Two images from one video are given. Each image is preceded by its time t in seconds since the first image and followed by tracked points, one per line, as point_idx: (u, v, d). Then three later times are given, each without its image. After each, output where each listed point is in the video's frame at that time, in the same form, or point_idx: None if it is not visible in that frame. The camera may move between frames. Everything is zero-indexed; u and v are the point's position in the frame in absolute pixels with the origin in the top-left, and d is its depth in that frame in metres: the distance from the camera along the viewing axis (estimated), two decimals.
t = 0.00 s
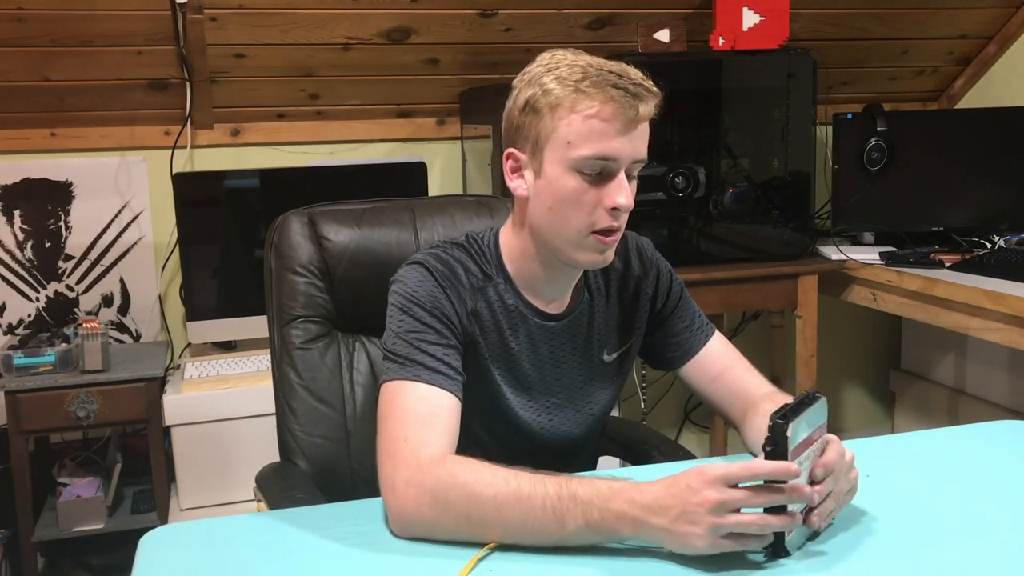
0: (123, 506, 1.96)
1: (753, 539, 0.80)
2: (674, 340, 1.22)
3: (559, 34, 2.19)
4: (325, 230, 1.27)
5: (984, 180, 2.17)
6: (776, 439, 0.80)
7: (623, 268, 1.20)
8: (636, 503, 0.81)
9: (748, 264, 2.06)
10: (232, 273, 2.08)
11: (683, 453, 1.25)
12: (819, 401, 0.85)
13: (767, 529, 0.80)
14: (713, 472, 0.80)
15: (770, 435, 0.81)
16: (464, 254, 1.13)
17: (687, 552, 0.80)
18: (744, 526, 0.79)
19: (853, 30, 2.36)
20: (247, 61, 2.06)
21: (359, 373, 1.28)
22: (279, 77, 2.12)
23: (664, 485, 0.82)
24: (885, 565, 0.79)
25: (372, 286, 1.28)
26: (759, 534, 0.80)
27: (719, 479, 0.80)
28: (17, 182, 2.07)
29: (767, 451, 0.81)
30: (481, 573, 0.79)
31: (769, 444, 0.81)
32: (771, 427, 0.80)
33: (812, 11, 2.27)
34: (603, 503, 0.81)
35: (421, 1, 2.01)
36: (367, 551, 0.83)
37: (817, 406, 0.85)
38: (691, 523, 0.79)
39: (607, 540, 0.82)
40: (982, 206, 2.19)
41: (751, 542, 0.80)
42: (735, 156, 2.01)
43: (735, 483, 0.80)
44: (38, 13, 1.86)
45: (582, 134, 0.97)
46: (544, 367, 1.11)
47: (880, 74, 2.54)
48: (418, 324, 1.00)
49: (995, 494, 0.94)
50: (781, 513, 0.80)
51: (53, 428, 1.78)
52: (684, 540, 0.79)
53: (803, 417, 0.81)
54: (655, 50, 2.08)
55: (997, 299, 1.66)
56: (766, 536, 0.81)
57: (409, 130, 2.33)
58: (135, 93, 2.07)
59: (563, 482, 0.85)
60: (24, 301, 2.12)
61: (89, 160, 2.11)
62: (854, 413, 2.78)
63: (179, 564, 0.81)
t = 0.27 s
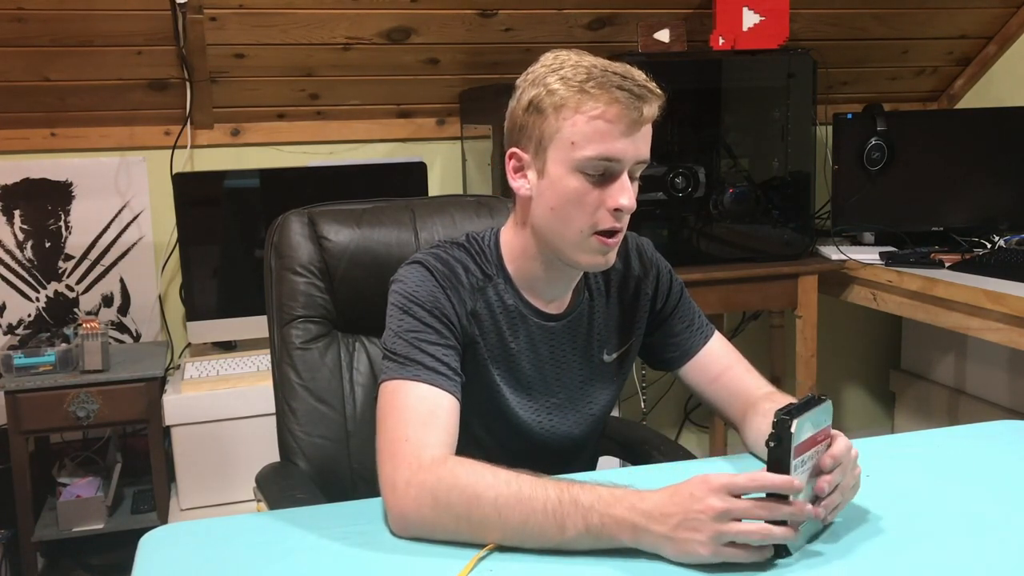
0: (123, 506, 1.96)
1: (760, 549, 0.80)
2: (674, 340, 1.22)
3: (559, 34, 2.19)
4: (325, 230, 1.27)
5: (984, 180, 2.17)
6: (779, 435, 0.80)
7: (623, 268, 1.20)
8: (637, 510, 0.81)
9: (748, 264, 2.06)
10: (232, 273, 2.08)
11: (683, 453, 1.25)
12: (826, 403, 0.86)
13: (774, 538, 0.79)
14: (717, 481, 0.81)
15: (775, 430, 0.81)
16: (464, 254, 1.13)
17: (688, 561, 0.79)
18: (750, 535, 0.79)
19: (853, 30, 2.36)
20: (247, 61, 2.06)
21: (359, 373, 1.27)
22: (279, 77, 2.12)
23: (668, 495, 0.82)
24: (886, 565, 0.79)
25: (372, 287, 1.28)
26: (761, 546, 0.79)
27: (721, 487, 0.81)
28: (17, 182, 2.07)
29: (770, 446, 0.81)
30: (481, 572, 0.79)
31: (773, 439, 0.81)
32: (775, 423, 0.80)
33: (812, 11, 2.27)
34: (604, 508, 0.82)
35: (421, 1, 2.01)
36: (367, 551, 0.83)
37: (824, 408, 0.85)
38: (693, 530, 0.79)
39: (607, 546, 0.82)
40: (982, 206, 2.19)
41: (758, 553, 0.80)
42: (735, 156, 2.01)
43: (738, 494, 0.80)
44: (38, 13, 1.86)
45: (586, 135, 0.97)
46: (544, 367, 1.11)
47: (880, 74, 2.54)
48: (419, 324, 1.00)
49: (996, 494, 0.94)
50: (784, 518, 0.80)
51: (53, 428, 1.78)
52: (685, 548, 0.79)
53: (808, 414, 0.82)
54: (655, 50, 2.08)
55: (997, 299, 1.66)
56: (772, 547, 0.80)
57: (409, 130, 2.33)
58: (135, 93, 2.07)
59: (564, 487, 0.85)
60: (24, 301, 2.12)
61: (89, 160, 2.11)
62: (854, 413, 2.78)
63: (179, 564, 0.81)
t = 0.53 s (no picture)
0: (123, 506, 1.96)
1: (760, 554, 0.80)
2: (674, 340, 1.22)
3: (559, 35, 2.19)
4: (325, 230, 1.27)
5: (983, 180, 2.17)
6: (778, 434, 0.80)
7: (623, 268, 1.20)
8: (638, 512, 0.81)
9: (748, 264, 2.06)
10: (232, 274, 2.08)
11: (683, 453, 1.25)
12: (821, 403, 0.85)
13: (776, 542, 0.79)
14: (720, 485, 0.81)
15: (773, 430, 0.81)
16: (465, 254, 1.13)
17: (688, 564, 0.79)
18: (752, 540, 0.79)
19: (853, 30, 2.36)
20: (247, 61, 2.06)
21: (359, 373, 1.27)
22: (279, 77, 2.12)
23: (669, 497, 0.83)
24: (885, 565, 0.79)
25: (372, 287, 1.28)
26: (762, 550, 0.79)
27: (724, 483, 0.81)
28: (17, 182, 2.07)
29: (768, 446, 0.81)
30: (480, 572, 0.79)
31: (771, 439, 0.80)
32: (772, 423, 0.80)
33: (812, 11, 2.27)
34: (604, 509, 0.82)
35: (421, 1, 2.01)
36: (367, 551, 0.83)
37: (819, 408, 0.85)
38: (694, 532, 0.79)
39: (607, 548, 0.82)
40: (981, 206, 2.19)
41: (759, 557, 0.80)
42: (735, 156, 2.01)
43: (741, 499, 0.80)
44: (38, 13, 1.86)
45: (589, 136, 0.97)
46: (544, 367, 1.11)
47: (880, 74, 2.54)
48: (419, 324, 1.00)
49: (996, 494, 0.94)
50: (786, 520, 0.80)
51: (53, 428, 1.78)
52: (686, 550, 0.79)
53: (805, 414, 0.82)
54: (655, 50, 2.07)
55: (997, 299, 1.66)
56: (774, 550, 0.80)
57: (409, 130, 2.32)
58: (135, 93, 2.07)
59: (565, 488, 0.85)
60: (24, 301, 2.12)
61: (89, 160, 2.11)
62: (854, 413, 2.78)
63: (179, 563, 0.81)
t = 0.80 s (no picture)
0: (123, 506, 1.96)
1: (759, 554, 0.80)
2: (674, 340, 1.22)
3: (559, 35, 2.19)
4: (325, 230, 1.27)
5: (983, 180, 2.17)
6: (772, 434, 0.80)
7: (623, 268, 1.20)
8: (638, 512, 0.81)
9: (748, 264, 2.06)
10: (232, 274, 2.08)
11: (683, 453, 1.25)
12: (815, 401, 0.86)
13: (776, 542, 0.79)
14: (721, 486, 0.82)
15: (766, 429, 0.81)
16: (465, 253, 1.13)
17: (688, 564, 0.79)
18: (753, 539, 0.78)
19: (853, 30, 2.36)
20: (247, 61, 2.06)
21: (359, 373, 1.27)
22: (279, 77, 2.12)
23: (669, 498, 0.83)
24: (885, 565, 0.79)
25: (372, 287, 1.28)
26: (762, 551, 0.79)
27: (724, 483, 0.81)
28: (17, 182, 2.07)
29: (762, 447, 0.81)
30: (480, 572, 0.79)
31: (765, 438, 0.81)
32: (766, 423, 0.80)
33: (812, 11, 2.27)
34: (605, 509, 0.82)
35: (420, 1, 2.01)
36: (368, 551, 0.83)
37: (814, 406, 0.85)
38: (693, 532, 0.79)
39: (607, 548, 0.82)
40: (981, 206, 2.19)
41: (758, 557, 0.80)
42: (735, 156, 2.01)
43: (742, 499, 0.81)
44: (38, 13, 1.86)
45: (589, 136, 0.97)
46: (544, 367, 1.11)
47: (880, 74, 2.54)
48: (419, 324, 1.00)
49: (996, 493, 0.94)
50: (787, 520, 0.80)
51: (53, 428, 1.78)
52: (686, 550, 0.79)
53: (800, 413, 0.82)
54: (655, 50, 2.07)
55: (997, 299, 1.66)
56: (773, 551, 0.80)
57: (409, 130, 2.32)
58: (135, 93, 2.07)
59: (566, 488, 0.85)
60: (24, 301, 2.12)
61: (89, 160, 2.11)
62: (854, 413, 2.78)
63: (179, 564, 0.81)
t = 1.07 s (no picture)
0: (123, 506, 1.96)
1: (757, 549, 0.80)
2: (674, 340, 1.22)
3: (559, 35, 2.19)
4: (325, 230, 1.27)
5: (983, 180, 2.17)
6: (772, 434, 0.80)
7: (623, 268, 1.20)
8: (638, 511, 0.81)
9: (748, 264, 2.06)
10: (232, 274, 2.08)
11: (683, 453, 1.25)
12: (814, 401, 0.86)
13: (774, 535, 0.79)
14: (718, 482, 0.82)
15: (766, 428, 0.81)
16: (465, 253, 1.13)
17: (688, 562, 0.79)
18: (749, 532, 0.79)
19: (853, 30, 2.36)
20: (247, 61, 2.06)
21: (359, 373, 1.27)
22: (279, 77, 2.12)
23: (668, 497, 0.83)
24: (884, 565, 0.79)
25: (372, 287, 1.28)
26: (762, 548, 0.79)
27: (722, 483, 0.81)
28: (17, 182, 2.07)
29: (762, 446, 0.81)
30: (479, 572, 0.79)
31: (765, 437, 0.81)
32: (766, 422, 0.80)
33: (812, 11, 2.27)
34: (604, 509, 0.82)
35: (420, 1, 2.00)
36: (368, 551, 0.83)
37: (813, 405, 0.85)
38: (693, 532, 0.79)
39: (607, 547, 0.82)
40: (981, 206, 2.19)
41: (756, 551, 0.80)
42: (735, 156, 2.01)
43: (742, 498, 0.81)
44: (38, 13, 1.86)
45: (585, 134, 0.97)
46: (544, 367, 1.11)
47: (880, 74, 2.54)
48: (419, 324, 1.00)
49: (996, 494, 0.94)
50: (787, 515, 0.80)
51: (53, 428, 1.78)
52: (686, 550, 0.79)
53: (800, 414, 0.82)
54: (655, 50, 2.07)
55: (997, 299, 1.66)
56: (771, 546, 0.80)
57: (409, 130, 2.32)
58: (135, 93, 2.07)
59: (566, 489, 0.85)
60: (24, 301, 2.12)
61: (89, 160, 2.11)
62: (854, 413, 2.78)
63: (179, 564, 0.81)
